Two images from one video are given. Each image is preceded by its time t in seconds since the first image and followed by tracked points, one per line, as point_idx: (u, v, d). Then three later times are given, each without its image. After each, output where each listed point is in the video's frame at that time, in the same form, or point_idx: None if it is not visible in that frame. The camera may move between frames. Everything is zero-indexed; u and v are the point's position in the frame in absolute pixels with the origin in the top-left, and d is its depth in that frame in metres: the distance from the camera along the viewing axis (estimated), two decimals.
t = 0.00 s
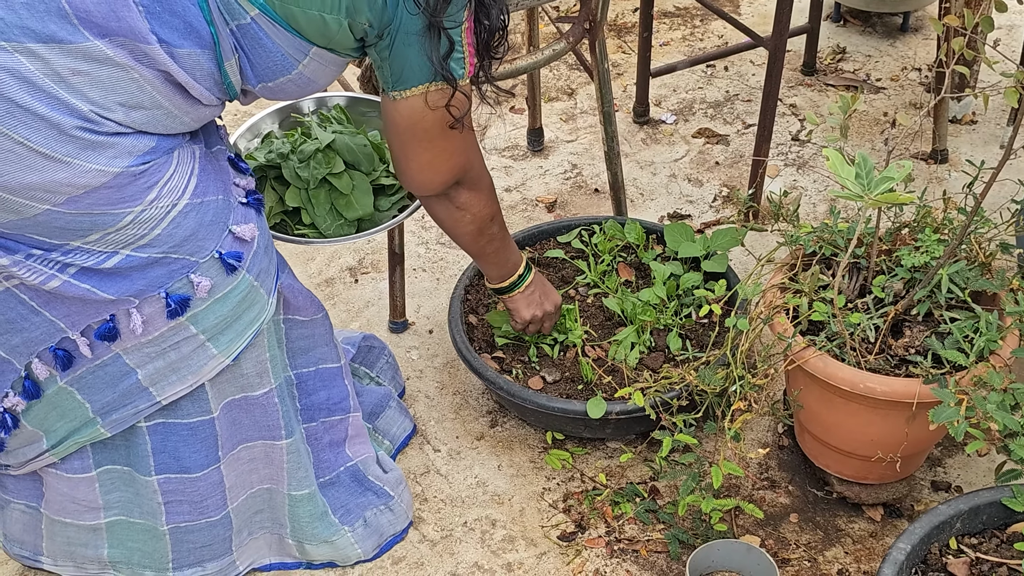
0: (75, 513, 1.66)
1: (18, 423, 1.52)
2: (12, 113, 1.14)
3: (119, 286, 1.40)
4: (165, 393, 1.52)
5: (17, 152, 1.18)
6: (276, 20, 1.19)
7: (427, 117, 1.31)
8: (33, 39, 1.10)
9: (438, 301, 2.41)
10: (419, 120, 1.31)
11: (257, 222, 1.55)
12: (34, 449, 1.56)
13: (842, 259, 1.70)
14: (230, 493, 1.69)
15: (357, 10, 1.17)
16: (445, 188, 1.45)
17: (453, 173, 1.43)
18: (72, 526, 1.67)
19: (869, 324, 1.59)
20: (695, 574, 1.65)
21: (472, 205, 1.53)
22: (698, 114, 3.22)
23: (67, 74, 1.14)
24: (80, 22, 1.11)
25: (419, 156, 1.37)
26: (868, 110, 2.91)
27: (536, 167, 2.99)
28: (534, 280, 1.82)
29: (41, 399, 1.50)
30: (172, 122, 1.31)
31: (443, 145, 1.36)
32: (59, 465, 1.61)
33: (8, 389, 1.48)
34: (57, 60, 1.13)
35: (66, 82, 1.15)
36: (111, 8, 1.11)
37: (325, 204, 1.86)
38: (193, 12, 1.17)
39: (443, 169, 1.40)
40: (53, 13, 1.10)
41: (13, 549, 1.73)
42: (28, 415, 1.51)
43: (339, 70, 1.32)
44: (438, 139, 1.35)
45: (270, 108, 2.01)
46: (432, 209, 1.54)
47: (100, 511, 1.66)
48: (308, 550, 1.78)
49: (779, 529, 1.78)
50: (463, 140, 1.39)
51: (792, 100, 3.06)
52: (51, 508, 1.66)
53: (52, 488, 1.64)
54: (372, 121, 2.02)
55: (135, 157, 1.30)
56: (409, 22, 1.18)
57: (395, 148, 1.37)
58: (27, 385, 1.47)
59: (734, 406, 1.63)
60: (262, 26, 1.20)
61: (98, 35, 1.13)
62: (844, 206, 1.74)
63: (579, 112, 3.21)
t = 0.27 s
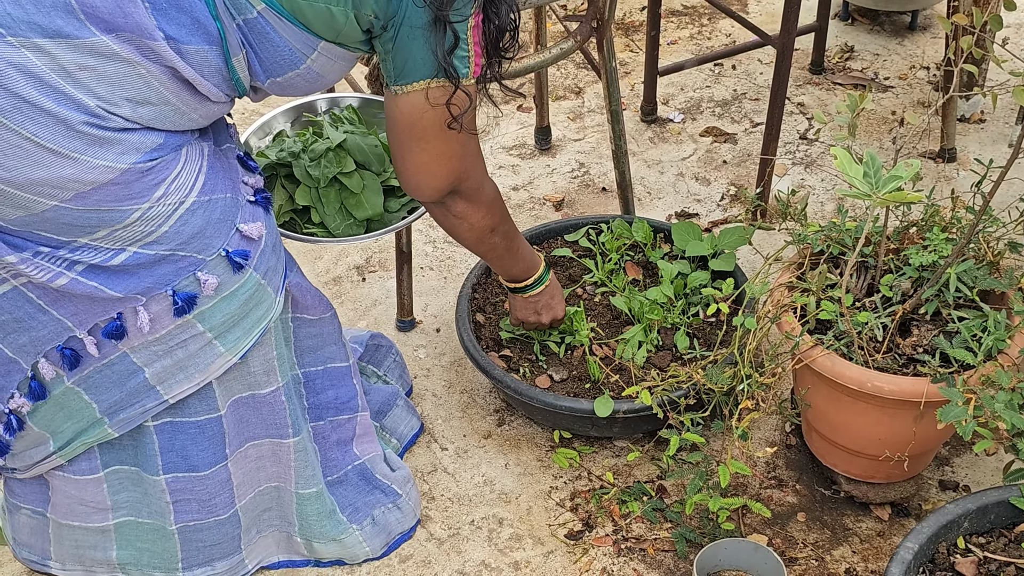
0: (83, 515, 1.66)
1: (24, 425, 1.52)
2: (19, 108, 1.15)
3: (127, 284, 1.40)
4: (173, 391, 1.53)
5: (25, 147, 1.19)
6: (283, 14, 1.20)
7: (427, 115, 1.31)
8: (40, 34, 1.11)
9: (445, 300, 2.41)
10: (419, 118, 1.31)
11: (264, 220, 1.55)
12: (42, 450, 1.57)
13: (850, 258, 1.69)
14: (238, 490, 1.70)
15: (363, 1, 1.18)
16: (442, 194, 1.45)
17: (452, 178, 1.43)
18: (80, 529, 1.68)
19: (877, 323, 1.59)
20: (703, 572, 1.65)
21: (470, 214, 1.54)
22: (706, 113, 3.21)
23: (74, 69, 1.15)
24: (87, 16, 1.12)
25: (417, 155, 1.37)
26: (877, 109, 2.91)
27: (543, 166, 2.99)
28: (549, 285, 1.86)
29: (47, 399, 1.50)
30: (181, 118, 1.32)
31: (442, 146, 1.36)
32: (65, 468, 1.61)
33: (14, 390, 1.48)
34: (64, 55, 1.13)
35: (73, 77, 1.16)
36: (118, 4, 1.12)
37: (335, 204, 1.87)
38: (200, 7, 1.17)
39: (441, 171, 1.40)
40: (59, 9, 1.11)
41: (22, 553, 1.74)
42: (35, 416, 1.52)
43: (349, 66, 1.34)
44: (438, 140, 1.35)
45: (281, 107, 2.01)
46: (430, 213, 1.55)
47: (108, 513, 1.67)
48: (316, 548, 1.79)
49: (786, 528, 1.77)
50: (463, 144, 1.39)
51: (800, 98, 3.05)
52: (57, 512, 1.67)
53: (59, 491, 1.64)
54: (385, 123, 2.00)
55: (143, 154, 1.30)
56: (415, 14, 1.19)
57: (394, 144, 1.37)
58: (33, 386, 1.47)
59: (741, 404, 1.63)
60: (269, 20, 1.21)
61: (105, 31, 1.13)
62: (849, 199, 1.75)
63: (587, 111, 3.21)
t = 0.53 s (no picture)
0: (91, 509, 1.67)
1: (32, 418, 1.54)
2: (25, 107, 1.16)
3: (133, 280, 1.41)
4: (180, 386, 1.54)
5: (32, 145, 1.19)
6: (289, 15, 1.22)
7: (434, 119, 1.29)
8: (47, 32, 1.11)
9: (452, 297, 2.42)
10: (426, 122, 1.29)
11: (271, 217, 1.56)
12: (50, 444, 1.58)
13: (858, 256, 1.69)
14: (246, 487, 1.71)
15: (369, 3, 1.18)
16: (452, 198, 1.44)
17: (461, 182, 1.41)
18: (87, 523, 1.69)
19: (885, 321, 1.59)
20: (710, 571, 1.65)
21: (480, 217, 1.53)
22: (714, 111, 3.21)
23: (81, 68, 1.16)
24: (94, 15, 1.12)
25: (426, 161, 1.35)
26: (885, 107, 2.90)
27: (551, 163, 2.99)
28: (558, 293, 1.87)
29: (55, 393, 1.51)
30: (187, 117, 1.33)
31: (450, 151, 1.35)
32: (73, 461, 1.62)
33: (22, 384, 1.49)
34: (71, 54, 1.14)
35: (79, 76, 1.16)
36: (125, 4, 1.13)
37: (344, 202, 1.87)
38: (207, 8, 1.19)
39: (451, 175, 1.38)
40: (66, 7, 1.11)
41: (29, 548, 1.76)
42: (43, 410, 1.53)
43: (354, 68, 1.35)
44: (446, 143, 1.33)
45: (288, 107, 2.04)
46: (439, 216, 1.54)
47: (115, 508, 1.68)
48: (324, 544, 1.80)
49: (794, 527, 1.77)
50: (471, 149, 1.37)
51: (809, 96, 3.05)
52: (65, 506, 1.68)
53: (67, 485, 1.65)
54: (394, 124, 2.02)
55: (149, 151, 1.31)
56: (421, 18, 1.18)
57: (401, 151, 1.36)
58: (42, 380, 1.48)
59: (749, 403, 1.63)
60: (275, 21, 1.22)
61: (112, 29, 1.14)
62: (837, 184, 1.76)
63: (595, 108, 3.21)
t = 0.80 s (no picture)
0: (99, 506, 1.68)
1: (41, 417, 1.54)
2: (42, 100, 1.16)
3: (144, 279, 1.42)
4: (188, 387, 1.55)
5: (47, 139, 1.19)
6: (303, 4, 1.22)
7: (428, 115, 1.21)
8: (64, 24, 1.12)
9: (460, 298, 2.42)
10: (416, 114, 1.20)
11: (283, 216, 1.56)
12: (58, 441, 1.59)
13: (867, 257, 1.69)
14: (253, 486, 1.71)
15: None
16: (423, 219, 1.31)
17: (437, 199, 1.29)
18: (95, 519, 1.69)
19: (893, 322, 1.59)
20: (718, 572, 1.65)
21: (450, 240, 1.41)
22: (722, 111, 3.20)
23: (97, 61, 1.16)
24: (111, 6, 1.13)
25: (396, 162, 1.23)
26: (894, 108, 2.89)
27: (559, 164, 2.99)
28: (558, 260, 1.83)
29: (65, 392, 1.52)
30: (201, 112, 1.33)
31: (426, 160, 1.23)
32: (82, 459, 1.63)
33: (33, 382, 1.50)
34: (87, 46, 1.14)
35: (96, 69, 1.17)
36: None
37: (366, 239, 1.89)
38: None
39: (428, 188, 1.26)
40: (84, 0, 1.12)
41: (37, 541, 1.76)
42: (52, 408, 1.54)
43: (365, 64, 1.35)
44: (432, 148, 1.23)
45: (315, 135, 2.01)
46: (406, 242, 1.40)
47: (123, 505, 1.68)
48: (331, 544, 1.80)
49: (802, 528, 1.77)
50: (453, 164, 1.27)
51: (817, 97, 3.04)
52: (74, 500, 1.68)
53: (76, 481, 1.65)
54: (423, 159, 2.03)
55: (164, 148, 1.31)
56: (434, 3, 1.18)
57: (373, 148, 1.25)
58: (52, 378, 1.49)
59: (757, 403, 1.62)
60: (288, 10, 1.23)
61: (129, 21, 1.15)
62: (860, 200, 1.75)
63: (603, 109, 3.21)
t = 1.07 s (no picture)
0: (99, 525, 1.66)
1: (35, 434, 1.53)
2: (42, 107, 1.16)
3: (145, 287, 1.42)
4: (188, 397, 1.54)
5: (46, 146, 1.20)
6: (306, 10, 1.23)
7: (444, 122, 1.23)
8: (64, 31, 1.13)
9: (463, 302, 2.42)
10: (428, 121, 1.23)
11: (285, 226, 1.56)
12: (53, 461, 1.56)
13: (872, 264, 1.68)
14: (254, 493, 1.71)
15: None
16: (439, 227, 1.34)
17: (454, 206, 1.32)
18: (96, 540, 1.67)
19: (898, 330, 1.57)
20: None
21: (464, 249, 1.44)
22: (726, 116, 3.20)
23: (97, 67, 1.16)
24: (111, 12, 1.14)
25: (414, 170, 1.26)
26: (899, 113, 2.88)
27: (563, 168, 2.99)
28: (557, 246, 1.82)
29: (60, 407, 1.51)
30: (203, 119, 1.33)
31: (443, 165, 1.26)
32: (78, 478, 1.61)
33: (26, 398, 1.49)
34: (88, 53, 1.15)
35: (96, 76, 1.17)
36: None
37: (384, 255, 1.89)
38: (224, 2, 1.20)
39: (445, 195, 1.29)
40: (84, 6, 1.13)
41: (37, 569, 1.74)
42: (47, 425, 1.52)
43: (371, 71, 1.35)
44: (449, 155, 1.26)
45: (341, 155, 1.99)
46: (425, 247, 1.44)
47: (124, 522, 1.67)
48: (332, 551, 1.81)
49: (804, 536, 1.76)
50: (468, 171, 1.30)
51: (821, 102, 3.03)
52: (70, 526, 1.66)
53: (72, 502, 1.63)
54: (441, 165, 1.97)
55: (164, 156, 1.31)
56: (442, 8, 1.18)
57: (389, 157, 1.28)
58: (47, 393, 1.48)
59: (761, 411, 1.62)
60: (292, 16, 1.23)
61: (130, 27, 1.15)
62: (887, 215, 1.71)
63: (607, 113, 3.21)
